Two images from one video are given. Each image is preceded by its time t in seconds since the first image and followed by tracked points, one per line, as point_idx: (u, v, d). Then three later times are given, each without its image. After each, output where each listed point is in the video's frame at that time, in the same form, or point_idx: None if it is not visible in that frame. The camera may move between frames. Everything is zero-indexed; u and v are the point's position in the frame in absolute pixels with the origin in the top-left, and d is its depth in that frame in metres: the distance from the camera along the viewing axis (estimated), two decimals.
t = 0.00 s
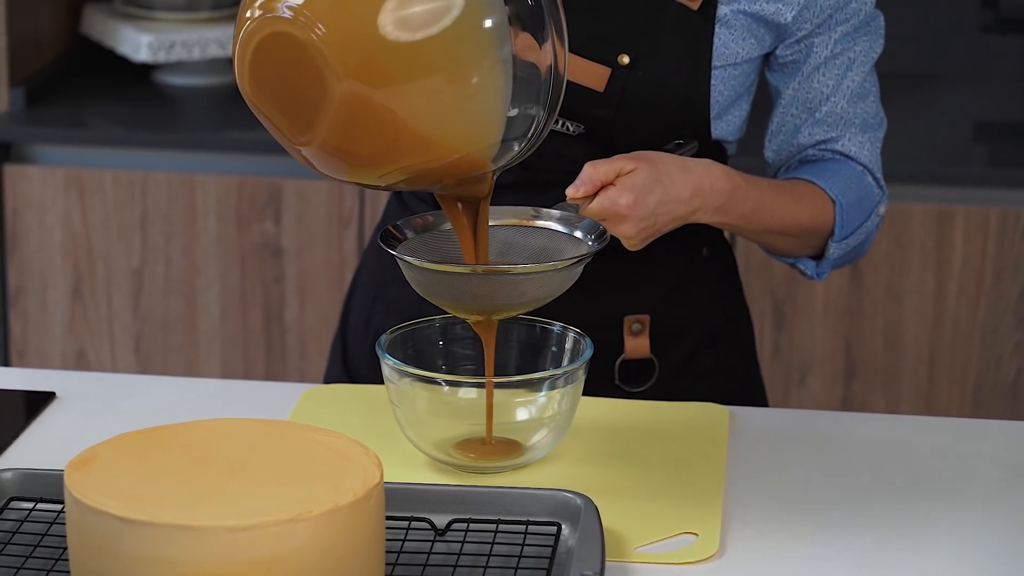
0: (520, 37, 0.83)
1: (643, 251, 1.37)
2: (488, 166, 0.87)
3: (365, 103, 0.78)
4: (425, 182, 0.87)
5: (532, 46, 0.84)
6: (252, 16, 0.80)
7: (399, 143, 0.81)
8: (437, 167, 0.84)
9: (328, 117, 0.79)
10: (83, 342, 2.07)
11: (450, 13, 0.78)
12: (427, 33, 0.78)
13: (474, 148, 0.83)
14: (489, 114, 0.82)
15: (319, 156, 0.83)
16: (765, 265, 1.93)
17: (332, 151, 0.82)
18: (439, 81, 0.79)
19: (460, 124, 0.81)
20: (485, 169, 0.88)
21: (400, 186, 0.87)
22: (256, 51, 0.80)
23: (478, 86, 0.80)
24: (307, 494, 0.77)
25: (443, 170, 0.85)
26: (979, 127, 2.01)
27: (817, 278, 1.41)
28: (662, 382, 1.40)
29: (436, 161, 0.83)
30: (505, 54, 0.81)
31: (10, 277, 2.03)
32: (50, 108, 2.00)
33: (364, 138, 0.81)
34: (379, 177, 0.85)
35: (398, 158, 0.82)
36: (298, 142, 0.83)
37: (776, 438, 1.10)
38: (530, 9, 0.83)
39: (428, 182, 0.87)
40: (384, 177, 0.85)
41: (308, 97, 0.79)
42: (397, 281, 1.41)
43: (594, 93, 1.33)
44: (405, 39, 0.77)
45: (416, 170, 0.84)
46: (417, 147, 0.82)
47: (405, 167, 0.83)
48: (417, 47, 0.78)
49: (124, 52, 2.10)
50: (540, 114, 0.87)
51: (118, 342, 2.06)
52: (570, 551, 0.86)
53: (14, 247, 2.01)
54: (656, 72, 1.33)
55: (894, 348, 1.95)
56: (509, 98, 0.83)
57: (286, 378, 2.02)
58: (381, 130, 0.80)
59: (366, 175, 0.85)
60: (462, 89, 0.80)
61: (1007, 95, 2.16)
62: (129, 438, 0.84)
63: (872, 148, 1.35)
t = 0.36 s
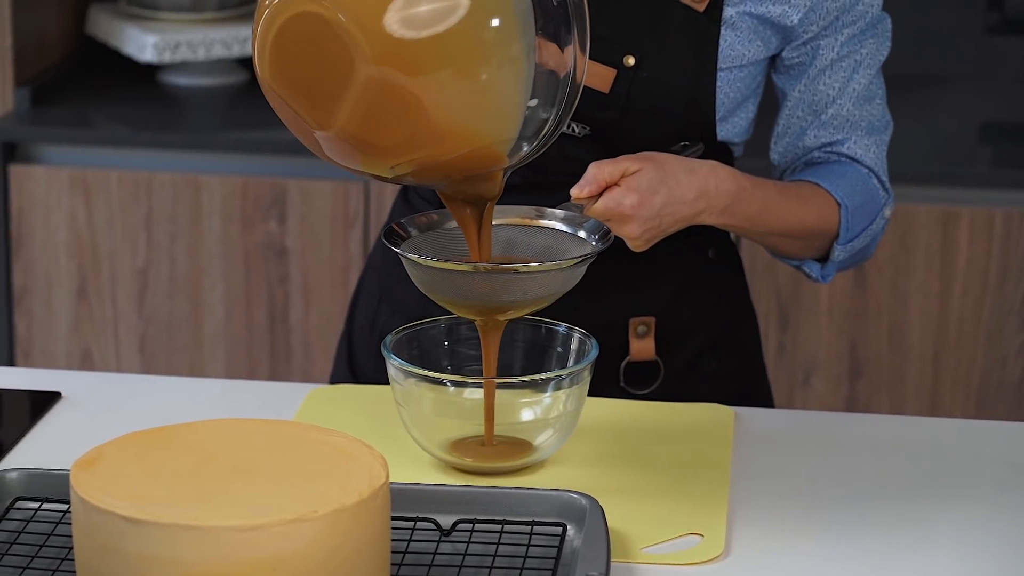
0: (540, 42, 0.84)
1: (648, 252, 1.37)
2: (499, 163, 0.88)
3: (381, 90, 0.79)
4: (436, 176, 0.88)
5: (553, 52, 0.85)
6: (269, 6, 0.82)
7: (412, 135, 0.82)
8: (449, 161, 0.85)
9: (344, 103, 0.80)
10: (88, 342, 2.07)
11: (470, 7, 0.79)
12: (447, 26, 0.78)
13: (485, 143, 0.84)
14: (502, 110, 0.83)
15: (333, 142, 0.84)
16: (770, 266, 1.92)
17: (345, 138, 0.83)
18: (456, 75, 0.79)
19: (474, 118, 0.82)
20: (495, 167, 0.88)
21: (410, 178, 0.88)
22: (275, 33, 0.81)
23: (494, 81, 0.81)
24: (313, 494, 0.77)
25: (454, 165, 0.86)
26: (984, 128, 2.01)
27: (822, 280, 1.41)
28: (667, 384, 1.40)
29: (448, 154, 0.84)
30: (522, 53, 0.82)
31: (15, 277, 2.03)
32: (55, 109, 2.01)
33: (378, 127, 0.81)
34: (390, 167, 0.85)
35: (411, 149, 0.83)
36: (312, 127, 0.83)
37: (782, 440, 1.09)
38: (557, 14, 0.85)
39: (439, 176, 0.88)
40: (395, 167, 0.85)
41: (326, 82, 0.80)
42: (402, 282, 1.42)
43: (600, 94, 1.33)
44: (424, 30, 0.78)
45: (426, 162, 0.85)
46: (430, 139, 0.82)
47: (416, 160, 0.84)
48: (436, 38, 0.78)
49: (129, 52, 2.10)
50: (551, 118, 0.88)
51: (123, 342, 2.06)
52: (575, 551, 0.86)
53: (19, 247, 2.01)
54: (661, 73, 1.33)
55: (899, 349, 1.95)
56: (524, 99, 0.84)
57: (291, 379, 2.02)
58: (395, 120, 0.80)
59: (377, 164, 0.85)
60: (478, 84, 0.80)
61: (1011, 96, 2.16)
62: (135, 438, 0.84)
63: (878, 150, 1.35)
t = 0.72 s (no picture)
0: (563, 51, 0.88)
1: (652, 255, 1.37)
2: (508, 163, 0.89)
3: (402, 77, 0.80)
4: (446, 170, 0.89)
5: (572, 61, 0.89)
6: None
7: (427, 125, 0.83)
8: (460, 153, 0.86)
9: (363, 88, 0.81)
10: (91, 343, 2.07)
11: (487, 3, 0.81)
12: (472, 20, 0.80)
13: (498, 138, 0.85)
14: (517, 108, 0.84)
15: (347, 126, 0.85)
16: (774, 267, 1.92)
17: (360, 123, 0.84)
18: (476, 68, 0.81)
19: (490, 113, 0.83)
20: (505, 165, 0.90)
21: (420, 170, 0.89)
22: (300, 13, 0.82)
23: (513, 78, 0.83)
24: (317, 495, 0.77)
25: (466, 157, 0.87)
26: (987, 130, 2.01)
27: (826, 283, 1.41)
28: (669, 386, 1.40)
29: (460, 146, 0.85)
30: (542, 56, 0.84)
31: (19, 278, 2.03)
32: (59, 110, 2.01)
33: (394, 114, 0.82)
34: (400, 155, 0.87)
35: (424, 139, 0.84)
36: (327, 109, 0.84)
37: (786, 442, 1.09)
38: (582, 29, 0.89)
39: (448, 170, 0.89)
40: (405, 156, 0.87)
41: (347, 65, 0.81)
42: (405, 284, 1.42)
43: (602, 97, 1.33)
44: (450, 23, 0.80)
45: (437, 153, 0.86)
46: (445, 130, 0.83)
47: (429, 150, 0.85)
48: (461, 31, 0.80)
49: (134, 53, 2.10)
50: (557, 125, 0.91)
51: (127, 343, 2.06)
52: (578, 553, 0.86)
53: (23, 248, 2.01)
54: (663, 76, 1.33)
55: (902, 351, 1.95)
56: (538, 102, 0.86)
57: (295, 380, 2.02)
58: (412, 108, 0.82)
59: (388, 150, 0.86)
60: (497, 79, 0.82)
61: (1015, 98, 2.16)
62: (139, 438, 0.84)
63: (881, 154, 1.35)
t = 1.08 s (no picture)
0: (587, 67, 0.89)
1: (653, 259, 1.37)
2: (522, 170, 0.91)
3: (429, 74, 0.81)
4: (458, 172, 0.90)
5: (594, 76, 0.91)
6: None
7: (447, 124, 0.84)
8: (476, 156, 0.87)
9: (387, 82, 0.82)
10: (93, 346, 2.07)
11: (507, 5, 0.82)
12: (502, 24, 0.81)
13: (514, 144, 0.87)
14: (535, 115, 0.86)
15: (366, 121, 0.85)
16: (776, 271, 1.92)
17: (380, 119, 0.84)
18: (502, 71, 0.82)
19: (509, 117, 0.85)
20: (518, 173, 0.91)
21: (433, 171, 0.90)
22: (329, 6, 0.83)
23: (535, 84, 0.84)
24: (318, 499, 0.77)
25: (481, 159, 0.88)
26: (989, 133, 2.01)
27: (825, 287, 1.41)
28: (671, 390, 1.40)
29: (476, 149, 0.86)
30: (566, 67, 0.86)
31: (21, 281, 2.04)
32: (61, 114, 2.01)
33: (416, 111, 0.83)
34: (415, 154, 0.87)
35: (441, 137, 0.85)
36: (347, 103, 0.85)
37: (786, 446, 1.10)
38: (607, 47, 0.91)
39: (461, 173, 0.90)
40: (419, 154, 0.87)
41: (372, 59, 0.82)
42: (407, 288, 1.42)
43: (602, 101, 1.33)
44: (474, 24, 0.81)
45: (452, 154, 0.87)
46: (463, 131, 0.84)
47: (444, 149, 0.86)
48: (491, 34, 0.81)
49: (136, 57, 2.10)
50: (574, 136, 0.93)
51: (129, 346, 2.06)
52: (581, 556, 0.86)
53: (25, 251, 2.02)
54: (664, 81, 1.33)
55: (904, 354, 1.95)
56: (559, 112, 0.88)
57: (297, 383, 2.02)
58: (434, 106, 0.83)
59: (403, 148, 0.87)
60: (522, 83, 0.83)
61: (1017, 101, 2.16)
62: (141, 442, 0.84)
63: (881, 158, 1.35)
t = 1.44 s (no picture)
0: (591, 76, 0.91)
1: (651, 264, 1.37)
2: (524, 171, 0.91)
3: (440, 63, 0.82)
4: (461, 170, 0.90)
5: (598, 86, 0.92)
6: None
7: (454, 115, 0.84)
8: (480, 152, 0.87)
9: (397, 68, 0.82)
10: (93, 351, 2.07)
11: None
12: (517, 18, 0.82)
13: (518, 142, 0.87)
14: (540, 113, 0.86)
15: (373, 110, 0.86)
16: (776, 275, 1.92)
17: (387, 107, 0.85)
18: (513, 64, 0.83)
19: (516, 112, 0.85)
20: (521, 174, 0.92)
21: (436, 166, 0.90)
22: None
23: (543, 81, 0.85)
24: (317, 503, 0.77)
25: (484, 155, 0.88)
26: (988, 138, 2.01)
27: (818, 293, 1.41)
28: (670, 395, 1.40)
29: (481, 143, 0.86)
30: (573, 68, 0.87)
31: (21, 286, 2.04)
32: (61, 119, 2.01)
33: (424, 100, 0.83)
34: (420, 146, 0.88)
35: (445, 128, 0.85)
36: (355, 90, 0.85)
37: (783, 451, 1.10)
38: (613, 58, 0.92)
39: (464, 171, 0.90)
40: (424, 147, 0.88)
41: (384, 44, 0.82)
42: (405, 293, 1.42)
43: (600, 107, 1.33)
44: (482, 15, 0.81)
45: (456, 148, 0.87)
46: (470, 123, 0.85)
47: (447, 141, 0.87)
48: (505, 26, 0.82)
49: (135, 62, 2.10)
50: (572, 142, 0.95)
51: (129, 351, 2.06)
52: (580, 561, 0.86)
53: (25, 256, 2.02)
54: (661, 86, 1.33)
55: (904, 359, 1.95)
56: (563, 113, 0.89)
57: (297, 388, 2.02)
58: (441, 95, 0.83)
59: (408, 140, 0.87)
60: (531, 78, 0.84)
61: (1015, 106, 2.16)
62: (140, 447, 0.84)
63: (875, 165, 1.36)
